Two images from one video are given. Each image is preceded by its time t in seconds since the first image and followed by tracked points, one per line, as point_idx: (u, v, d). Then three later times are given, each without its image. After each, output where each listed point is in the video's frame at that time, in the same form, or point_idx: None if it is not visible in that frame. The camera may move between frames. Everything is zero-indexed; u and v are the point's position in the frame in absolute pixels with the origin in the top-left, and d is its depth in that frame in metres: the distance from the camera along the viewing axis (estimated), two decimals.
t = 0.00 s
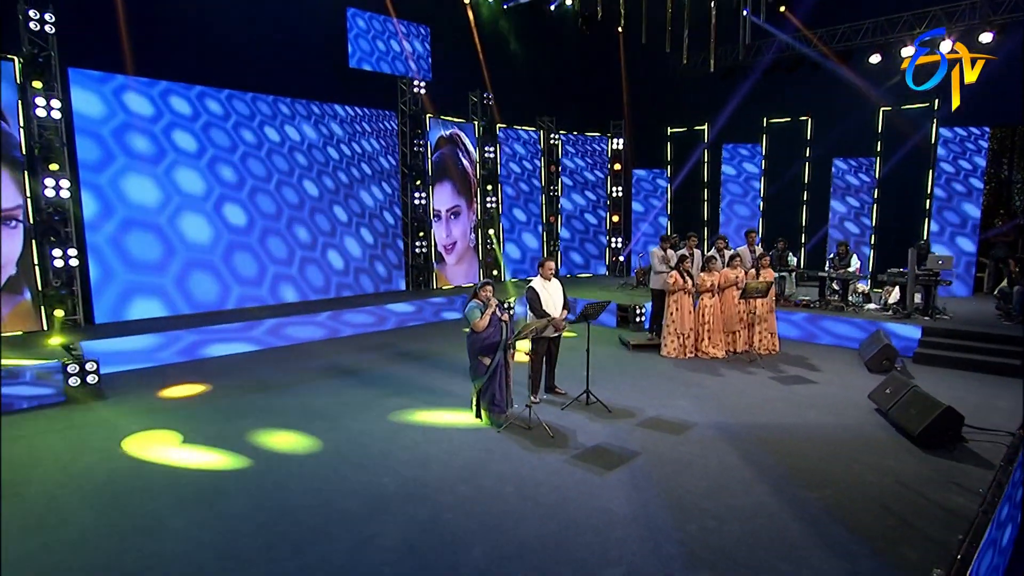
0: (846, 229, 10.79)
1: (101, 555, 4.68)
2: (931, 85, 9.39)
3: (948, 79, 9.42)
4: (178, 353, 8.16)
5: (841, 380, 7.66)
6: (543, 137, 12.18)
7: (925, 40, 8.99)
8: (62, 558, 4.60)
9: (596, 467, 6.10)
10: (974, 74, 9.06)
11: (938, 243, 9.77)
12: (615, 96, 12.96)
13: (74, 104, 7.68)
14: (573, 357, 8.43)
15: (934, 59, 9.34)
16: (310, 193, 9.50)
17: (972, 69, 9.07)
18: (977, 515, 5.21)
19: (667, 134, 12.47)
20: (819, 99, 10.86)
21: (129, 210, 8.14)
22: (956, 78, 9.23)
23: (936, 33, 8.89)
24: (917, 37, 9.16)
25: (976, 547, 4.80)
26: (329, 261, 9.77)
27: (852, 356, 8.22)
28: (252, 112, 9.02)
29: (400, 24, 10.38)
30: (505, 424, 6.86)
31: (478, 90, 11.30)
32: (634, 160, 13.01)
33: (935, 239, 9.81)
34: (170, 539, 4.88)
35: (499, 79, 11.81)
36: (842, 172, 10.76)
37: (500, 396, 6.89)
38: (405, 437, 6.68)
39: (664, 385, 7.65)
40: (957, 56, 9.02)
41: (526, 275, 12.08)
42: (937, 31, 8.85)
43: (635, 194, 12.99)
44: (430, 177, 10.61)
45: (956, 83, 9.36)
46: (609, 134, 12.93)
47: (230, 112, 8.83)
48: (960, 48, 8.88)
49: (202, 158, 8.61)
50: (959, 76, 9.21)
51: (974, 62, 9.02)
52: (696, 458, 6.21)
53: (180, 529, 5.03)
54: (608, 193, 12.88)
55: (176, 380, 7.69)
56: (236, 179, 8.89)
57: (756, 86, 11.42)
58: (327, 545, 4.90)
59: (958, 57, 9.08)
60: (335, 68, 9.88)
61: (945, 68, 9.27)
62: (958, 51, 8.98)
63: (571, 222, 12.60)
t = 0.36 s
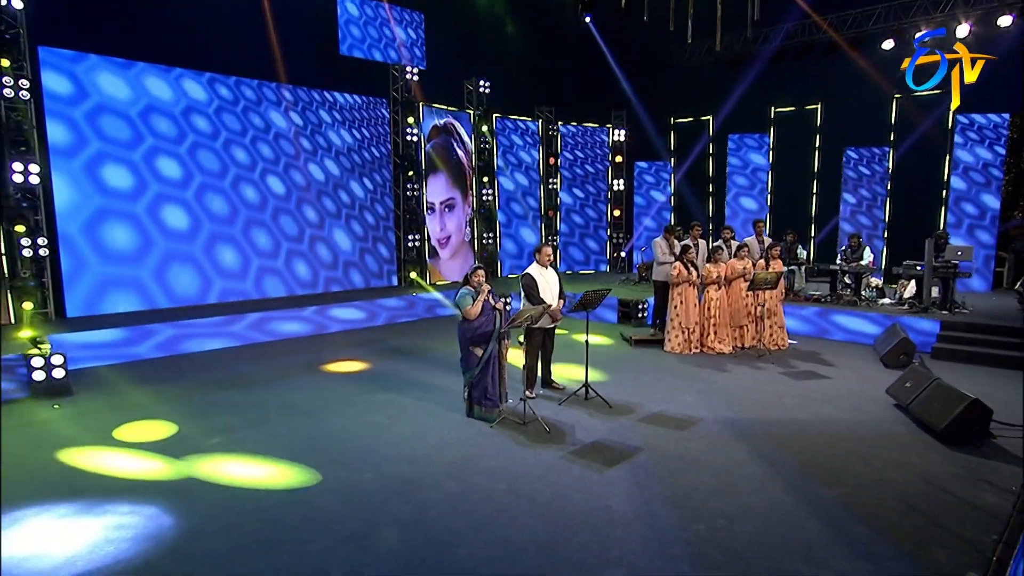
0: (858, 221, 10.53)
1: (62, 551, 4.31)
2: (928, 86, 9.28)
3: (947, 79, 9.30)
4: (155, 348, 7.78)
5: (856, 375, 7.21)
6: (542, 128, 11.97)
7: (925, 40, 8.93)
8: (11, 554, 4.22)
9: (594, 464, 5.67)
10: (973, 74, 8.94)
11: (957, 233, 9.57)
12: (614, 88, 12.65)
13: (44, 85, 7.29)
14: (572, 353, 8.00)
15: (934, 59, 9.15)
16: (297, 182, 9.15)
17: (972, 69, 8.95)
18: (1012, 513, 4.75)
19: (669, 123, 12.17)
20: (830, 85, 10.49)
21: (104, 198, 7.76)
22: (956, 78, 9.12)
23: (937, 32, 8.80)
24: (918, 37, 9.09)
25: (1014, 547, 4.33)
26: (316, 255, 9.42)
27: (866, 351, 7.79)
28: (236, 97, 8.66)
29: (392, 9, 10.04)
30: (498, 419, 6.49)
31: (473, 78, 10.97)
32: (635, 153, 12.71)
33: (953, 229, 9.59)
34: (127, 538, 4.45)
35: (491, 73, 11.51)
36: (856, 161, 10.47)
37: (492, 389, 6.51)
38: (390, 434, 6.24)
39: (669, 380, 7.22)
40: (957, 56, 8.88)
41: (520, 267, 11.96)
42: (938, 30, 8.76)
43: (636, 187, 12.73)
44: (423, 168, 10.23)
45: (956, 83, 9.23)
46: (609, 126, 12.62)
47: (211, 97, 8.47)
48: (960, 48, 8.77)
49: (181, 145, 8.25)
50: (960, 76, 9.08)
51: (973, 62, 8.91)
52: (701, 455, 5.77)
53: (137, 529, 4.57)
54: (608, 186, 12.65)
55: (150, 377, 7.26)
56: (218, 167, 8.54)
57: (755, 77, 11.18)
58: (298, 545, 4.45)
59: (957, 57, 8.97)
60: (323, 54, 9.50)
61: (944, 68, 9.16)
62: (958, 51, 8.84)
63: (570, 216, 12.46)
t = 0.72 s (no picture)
0: (877, 215, 10.22)
1: (24, 546, 3.99)
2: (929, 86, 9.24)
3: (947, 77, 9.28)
4: (135, 345, 7.34)
5: (878, 373, 6.75)
6: (544, 119, 11.68)
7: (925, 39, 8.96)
8: None
9: (598, 463, 5.22)
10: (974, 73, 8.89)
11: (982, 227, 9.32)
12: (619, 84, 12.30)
13: (19, 67, 6.87)
14: (575, 350, 7.56)
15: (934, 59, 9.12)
16: (286, 173, 8.85)
17: (972, 68, 8.90)
18: None
19: (677, 113, 11.89)
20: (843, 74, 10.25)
21: (84, 187, 7.33)
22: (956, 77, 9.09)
23: (936, 32, 8.78)
24: (919, 36, 9.09)
25: None
26: (307, 249, 9.10)
27: (887, 349, 7.33)
28: (221, 84, 8.33)
29: None
30: (494, 417, 6.03)
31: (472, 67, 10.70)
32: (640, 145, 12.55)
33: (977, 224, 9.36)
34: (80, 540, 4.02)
35: (491, 66, 11.16)
36: (875, 150, 10.16)
37: (487, 385, 6.07)
38: (379, 433, 5.80)
39: (678, 379, 6.77)
40: (957, 55, 8.80)
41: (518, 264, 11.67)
42: (937, 30, 8.74)
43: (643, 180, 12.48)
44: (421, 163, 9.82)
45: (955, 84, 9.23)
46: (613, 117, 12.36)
47: (196, 83, 8.13)
48: (960, 47, 8.69)
49: (166, 132, 7.88)
50: (960, 76, 8.98)
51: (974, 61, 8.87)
52: (713, 455, 5.33)
53: (93, 531, 4.14)
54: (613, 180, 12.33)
55: (128, 374, 6.83)
56: (204, 157, 8.18)
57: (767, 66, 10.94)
58: (267, 548, 4.01)
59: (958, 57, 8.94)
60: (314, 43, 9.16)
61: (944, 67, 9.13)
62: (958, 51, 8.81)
63: (573, 211, 12.17)
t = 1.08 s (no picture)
0: (903, 210, 9.83)
1: None
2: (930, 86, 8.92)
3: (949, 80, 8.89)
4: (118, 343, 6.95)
5: (908, 372, 6.29)
6: (551, 113, 11.34)
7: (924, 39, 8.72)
8: None
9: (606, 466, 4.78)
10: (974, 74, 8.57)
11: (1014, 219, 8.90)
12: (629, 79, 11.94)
13: None
14: (583, 350, 7.17)
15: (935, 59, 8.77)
16: (282, 166, 8.47)
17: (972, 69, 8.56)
18: None
19: (694, 105, 11.67)
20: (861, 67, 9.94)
21: (68, 179, 6.97)
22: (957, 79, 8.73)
23: (937, 32, 8.56)
24: (920, 38, 8.85)
25: None
26: (303, 245, 8.72)
27: (916, 348, 6.87)
28: (214, 72, 7.97)
29: None
30: (494, 416, 5.66)
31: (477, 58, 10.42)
32: (653, 139, 12.26)
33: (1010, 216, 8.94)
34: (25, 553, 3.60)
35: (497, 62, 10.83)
36: (898, 142, 9.79)
37: (486, 382, 5.72)
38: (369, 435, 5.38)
39: (692, 380, 6.35)
40: (955, 57, 8.46)
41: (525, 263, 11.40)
42: (937, 30, 8.54)
43: (655, 177, 12.21)
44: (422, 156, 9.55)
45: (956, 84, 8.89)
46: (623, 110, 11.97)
47: (188, 70, 7.77)
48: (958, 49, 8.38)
49: (154, 121, 7.51)
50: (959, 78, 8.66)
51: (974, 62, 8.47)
52: (732, 458, 4.89)
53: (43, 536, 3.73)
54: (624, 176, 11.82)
55: (107, 372, 6.44)
56: (194, 148, 7.81)
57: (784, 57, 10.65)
58: (234, 556, 3.58)
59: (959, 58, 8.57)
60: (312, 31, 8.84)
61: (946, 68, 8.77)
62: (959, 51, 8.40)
63: (580, 207, 11.72)
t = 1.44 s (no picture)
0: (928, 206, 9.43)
1: None
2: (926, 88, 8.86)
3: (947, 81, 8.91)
4: (99, 342, 6.53)
5: (944, 374, 5.84)
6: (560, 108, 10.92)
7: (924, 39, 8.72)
8: None
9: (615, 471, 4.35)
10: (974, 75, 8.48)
11: None
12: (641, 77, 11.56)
13: None
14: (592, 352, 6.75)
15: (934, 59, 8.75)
16: (277, 159, 8.12)
17: (972, 70, 8.48)
18: None
19: (710, 101, 11.28)
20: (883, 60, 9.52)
21: (52, 170, 6.58)
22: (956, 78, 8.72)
23: (936, 32, 8.56)
24: (920, 37, 8.85)
25: None
26: (299, 243, 8.34)
27: (950, 349, 6.41)
28: (204, 61, 7.63)
29: None
30: (494, 418, 5.35)
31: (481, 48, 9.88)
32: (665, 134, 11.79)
33: None
34: None
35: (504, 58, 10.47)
36: (923, 136, 9.38)
37: (486, 381, 5.39)
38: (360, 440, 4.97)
39: (708, 383, 5.93)
40: (957, 56, 8.50)
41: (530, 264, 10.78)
42: (937, 30, 8.53)
43: (668, 173, 11.70)
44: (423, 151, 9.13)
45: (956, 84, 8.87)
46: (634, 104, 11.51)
47: (177, 59, 7.44)
48: (959, 47, 8.42)
49: (142, 111, 7.16)
50: (959, 78, 8.65)
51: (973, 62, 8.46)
52: (753, 464, 4.45)
53: None
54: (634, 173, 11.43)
55: (86, 372, 6.06)
56: (185, 139, 7.46)
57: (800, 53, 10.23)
58: (194, 567, 3.17)
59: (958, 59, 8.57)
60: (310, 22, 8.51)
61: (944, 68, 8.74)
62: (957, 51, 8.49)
63: (591, 206, 11.33)
